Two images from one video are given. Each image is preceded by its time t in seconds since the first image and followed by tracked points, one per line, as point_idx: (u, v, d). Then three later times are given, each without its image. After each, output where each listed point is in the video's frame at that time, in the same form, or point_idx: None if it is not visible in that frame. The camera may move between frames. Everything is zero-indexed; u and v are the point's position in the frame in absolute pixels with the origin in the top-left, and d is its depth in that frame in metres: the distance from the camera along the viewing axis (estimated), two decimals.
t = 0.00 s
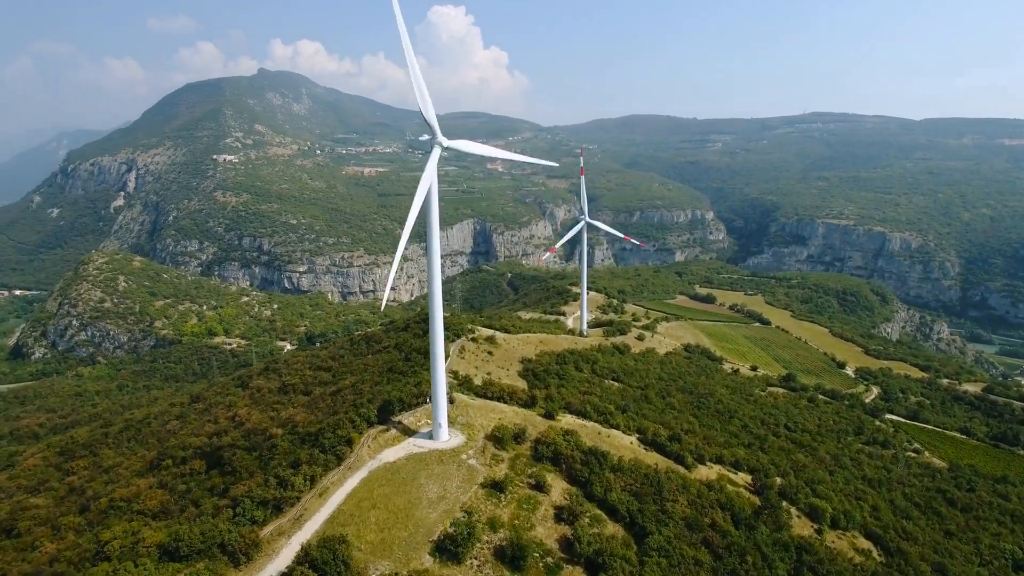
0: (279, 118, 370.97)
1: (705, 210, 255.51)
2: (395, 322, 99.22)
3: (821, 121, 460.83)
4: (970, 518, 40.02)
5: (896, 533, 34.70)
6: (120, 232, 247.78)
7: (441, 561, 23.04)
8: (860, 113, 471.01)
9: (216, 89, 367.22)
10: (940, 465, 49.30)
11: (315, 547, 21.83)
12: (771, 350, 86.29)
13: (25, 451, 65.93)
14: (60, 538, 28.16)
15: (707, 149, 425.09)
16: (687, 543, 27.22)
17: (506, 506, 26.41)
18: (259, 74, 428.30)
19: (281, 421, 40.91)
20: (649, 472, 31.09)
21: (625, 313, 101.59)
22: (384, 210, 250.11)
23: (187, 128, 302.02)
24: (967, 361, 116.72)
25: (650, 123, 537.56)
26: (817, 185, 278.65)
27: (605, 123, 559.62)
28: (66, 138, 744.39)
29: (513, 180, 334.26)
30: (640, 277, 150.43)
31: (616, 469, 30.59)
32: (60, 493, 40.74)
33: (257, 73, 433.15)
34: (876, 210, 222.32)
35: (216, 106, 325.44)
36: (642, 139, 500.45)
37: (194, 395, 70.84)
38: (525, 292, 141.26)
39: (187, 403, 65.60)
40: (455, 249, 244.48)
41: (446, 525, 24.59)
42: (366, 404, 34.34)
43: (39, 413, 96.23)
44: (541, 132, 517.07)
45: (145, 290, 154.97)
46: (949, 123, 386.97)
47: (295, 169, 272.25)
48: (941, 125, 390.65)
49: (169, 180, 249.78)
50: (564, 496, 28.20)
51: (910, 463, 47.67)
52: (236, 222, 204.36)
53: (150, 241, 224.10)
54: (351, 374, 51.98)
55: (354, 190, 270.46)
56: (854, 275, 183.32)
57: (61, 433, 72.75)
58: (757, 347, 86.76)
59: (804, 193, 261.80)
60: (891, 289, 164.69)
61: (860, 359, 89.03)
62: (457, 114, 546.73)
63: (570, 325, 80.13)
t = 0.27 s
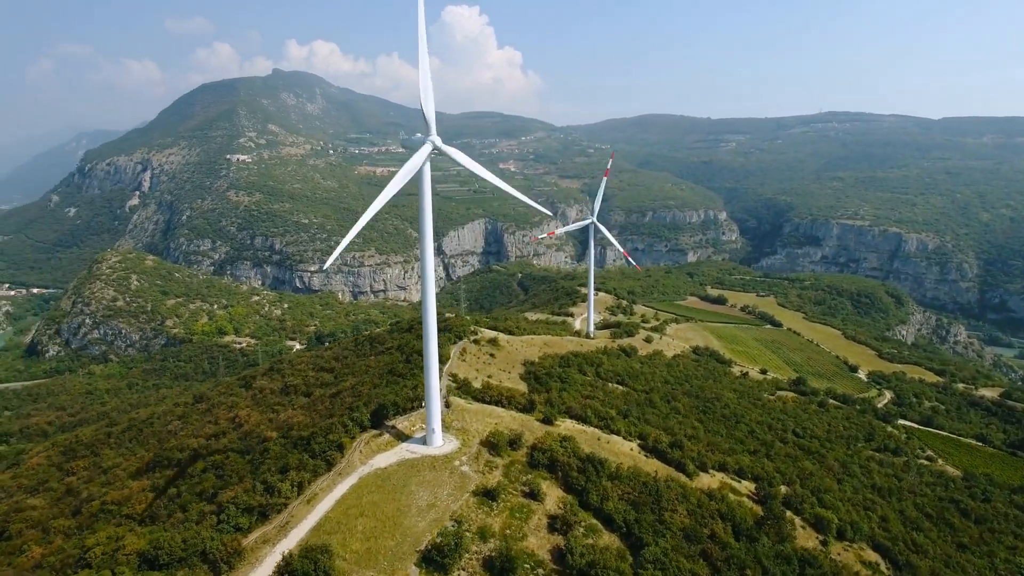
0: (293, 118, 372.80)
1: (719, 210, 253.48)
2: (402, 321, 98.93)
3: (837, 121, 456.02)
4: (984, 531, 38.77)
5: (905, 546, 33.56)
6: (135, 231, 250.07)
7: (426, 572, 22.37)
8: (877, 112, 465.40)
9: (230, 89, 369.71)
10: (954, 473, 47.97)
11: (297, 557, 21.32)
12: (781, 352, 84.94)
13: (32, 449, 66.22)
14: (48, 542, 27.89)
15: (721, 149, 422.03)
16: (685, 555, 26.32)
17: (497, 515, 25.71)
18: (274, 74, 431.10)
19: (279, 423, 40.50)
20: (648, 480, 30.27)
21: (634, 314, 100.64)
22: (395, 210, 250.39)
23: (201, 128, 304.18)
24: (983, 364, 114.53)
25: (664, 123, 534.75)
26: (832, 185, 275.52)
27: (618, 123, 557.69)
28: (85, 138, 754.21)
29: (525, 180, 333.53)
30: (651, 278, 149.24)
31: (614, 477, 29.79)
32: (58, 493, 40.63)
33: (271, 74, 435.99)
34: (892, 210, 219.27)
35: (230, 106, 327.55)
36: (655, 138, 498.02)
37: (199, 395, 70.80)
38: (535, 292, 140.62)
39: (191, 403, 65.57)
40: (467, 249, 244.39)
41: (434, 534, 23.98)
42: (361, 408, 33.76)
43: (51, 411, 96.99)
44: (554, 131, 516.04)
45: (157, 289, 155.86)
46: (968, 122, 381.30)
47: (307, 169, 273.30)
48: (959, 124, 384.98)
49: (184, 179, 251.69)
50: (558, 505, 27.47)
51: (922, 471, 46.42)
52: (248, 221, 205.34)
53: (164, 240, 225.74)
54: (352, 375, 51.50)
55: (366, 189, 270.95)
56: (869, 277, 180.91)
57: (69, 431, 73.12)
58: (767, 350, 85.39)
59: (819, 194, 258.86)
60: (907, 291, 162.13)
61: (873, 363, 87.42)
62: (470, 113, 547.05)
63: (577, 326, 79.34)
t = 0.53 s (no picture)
0: (303, 118, 373.79)
1: (729, 210, 251.68)
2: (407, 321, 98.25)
3: (850, 120, 451.66)
4: (995, 543, 37.57)
5: (912, 558, 32.53)
6: (146, 230, 251.57)
7: None
8: (891, 112, 460.49)
9: (241, 90, 371.22)
10: (965, 482, 46.74)
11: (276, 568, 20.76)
12: (789, 355, 83.67)
13: (34, 449, 66.18)
14: (34, 547, 27.55)
15: (733, 148, 419.02)
16: (680, 567, 25.50)
17: (486, 524, 25.03)
18: (285, 75, 432.71)
19: (273, 426, 39.99)
20: (644, 487, 29.49)
21: (641, 315, 99.65)
22: (404, 209, 250.17)
23: (212, 128, 305.56)
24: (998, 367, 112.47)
25: (675, 122, 531.91)
26: (844, 185, 272.49)
27: (629, 122, 555.30)
28: (99, 138, 760.92)
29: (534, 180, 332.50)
30: (659, 278, 148.06)
31: (609, 485, 29.00)
32: (52, 495, 40.33)
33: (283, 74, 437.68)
34: (906, 210, 216.48)
35: (241, 106, 328.83)
36: (666, 138, 495.31)
37: (200, 395, 70.54)
38: (542, 293, 139.83)
39: (192, 403, 65.25)
40: (475, 249, 243.95)
41: (419, 543, 23.33)
42: (353, 412, 33.13)
43: (58, 410, 97.32)
44: (565, 131, 514.58)
45: (166, 288, 156.22)
46: (984, 121, 376.32)
47: (317, 168, 273.73)
48: (975, 123, 379.60)
49: (194, 179, 252.86)
50: (550, 514, 26.71)
51: (932, 479, 45.27)
52: (257, 221, 205.86)
53: (174, 239, 226.79)
54: (351, 377, 50.91)
55: (375, 189, 271.00)
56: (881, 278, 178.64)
57: (73, 431, 73.11)
58: (775, 352, 84.14)
59: (831, 194, 256.10)
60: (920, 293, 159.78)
61: (883, 366, 85.94)
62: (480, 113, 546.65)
63: (581, 328, 78.54)
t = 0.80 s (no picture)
0: (313, 117, 374.40)
1: (739, 210, 249.81)
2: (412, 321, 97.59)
3: (863, 120, 447.03)
4: (1006, 555, 36.48)
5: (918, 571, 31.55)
6: (156, 230, 252.87)
7: None
8: (905, 111, 455.37)
9: (252, 89, 372.56)
10: (976, 490, 45.53)
11: None
12: (797, 358, 82.37)
13: (36, 448, 66.11)
14: (17, 552, 27.15)
15: (744, 148, 415.92)
16: None
17: (474, 534, 24.31)
18: (295, 75, 433.93)
19: (266, 429, 39.41)
20: (639, 497, 28.66)
21: (647, 317, 98.64)
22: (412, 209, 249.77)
23: (223, 128, 306.66)
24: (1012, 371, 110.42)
25: (686, 122, 528.87)
26: (857, 185, 269.47)
27: (640, 122, 552.67)
28: (113, 138, 766.86)
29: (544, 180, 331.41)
30: (667, 279, 146.88)
31: (603, 493, 28.25)
32: (45, 497, 39.97)
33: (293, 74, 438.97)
34: (919, 211, 213.64)
35: (251, 106, 329.84)
36: (677, 138, 492.65)
37: (201, 395, 70.16)
38: (549, 293, 138.88)
39: (193, 403, 64.89)
40: (483, 249, 243.31)
41: (403, 554, 22.67)
42: (343, 417, 32.40)
43: (64, 409, 97.52)
44: (575, 130, 512.90)
45: (173, 287, 156.45)
46: (1000, 121, 371.05)
47: (326, 168, 273.97)
48: (990, 123, 374.49)
49: (204, 179, 253.83)
50: (540, 523, 25.98)
51: (941, 488, 44.13)
52: (266, 221, 206.21)
53: (184, 238, 227.72)
54: (348, 379, 50.26)
55: (384, 189, 270.90)
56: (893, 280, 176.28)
57: (77, 430, 73.11)
58: (782, 355, 82.90)
59: (842, 194, 253.29)
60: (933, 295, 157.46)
61: (893, 369, 84.49)
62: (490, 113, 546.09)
63: (585, 329, 77.63)
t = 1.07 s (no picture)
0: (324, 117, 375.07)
1: (750, 210, 247.65)
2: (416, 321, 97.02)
3: (877, 119, 442.38)
4: (1018, 568, 35.45)
5: None
6: (167, 229, 254.34)
7: None
8: (919, 111, 450.27)
9: (263, 89, 373.91)
10: (988, 500, 44.37)
11: None
12: (807, 361, 81.05)
13: (39, 448, 66.21)
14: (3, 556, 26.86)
15: (755, 148, 412.55)
16: None
17: (462, 544, 23.66)
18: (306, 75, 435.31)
19: (261, 431, 38.96)
20: (635, 506, 27.91)
21: (654, 318, 97.54)
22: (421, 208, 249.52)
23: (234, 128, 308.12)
24: None
25: (697, 122, 525.68)
26: (870, 185, 266.45)
27: (650, 122, 549.78)
28: (127, 138, 773.86)
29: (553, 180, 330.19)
30: (676, 280, 145.55)
31: (598, 502, 27.54)
32: (39, 498, 39.68)
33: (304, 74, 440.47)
34: (933, 211, 210.81)
35: (262, 106, 331.14)
36: (688, 137, 489.53)
37: (203, 395, 69.93)
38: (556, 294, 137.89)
39: (194, 403, 64.57)
40: (492, 249, 242.72)
41: (387, 564, 22.07)
42: (335, 421, 31.81)
43: (70, 408, 97.81)
44: (585, 130, 511.05)
45: (182, 286, 156.80)
46: (1016, 120, 365.92)
47: (335, 168, 274.42)
48: (1008, 122, 368.99)
49: (215, 178, 255.05)
50: (532, 532, 25.31)
51: (952, 496, 43.02)
52: (275, 220, 206.73)
53: (194, 238, 228.88)
54: (347, 381, 49.72)
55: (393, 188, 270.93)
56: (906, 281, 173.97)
57: (80, 430, 73.13)
58: (791, 357, 81.58)
59: (855, 194, 250.55)
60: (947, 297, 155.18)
61: (905, 373, 83.04)
62: (500, 112, 545.53)
63: (590, 332, 76.67)
